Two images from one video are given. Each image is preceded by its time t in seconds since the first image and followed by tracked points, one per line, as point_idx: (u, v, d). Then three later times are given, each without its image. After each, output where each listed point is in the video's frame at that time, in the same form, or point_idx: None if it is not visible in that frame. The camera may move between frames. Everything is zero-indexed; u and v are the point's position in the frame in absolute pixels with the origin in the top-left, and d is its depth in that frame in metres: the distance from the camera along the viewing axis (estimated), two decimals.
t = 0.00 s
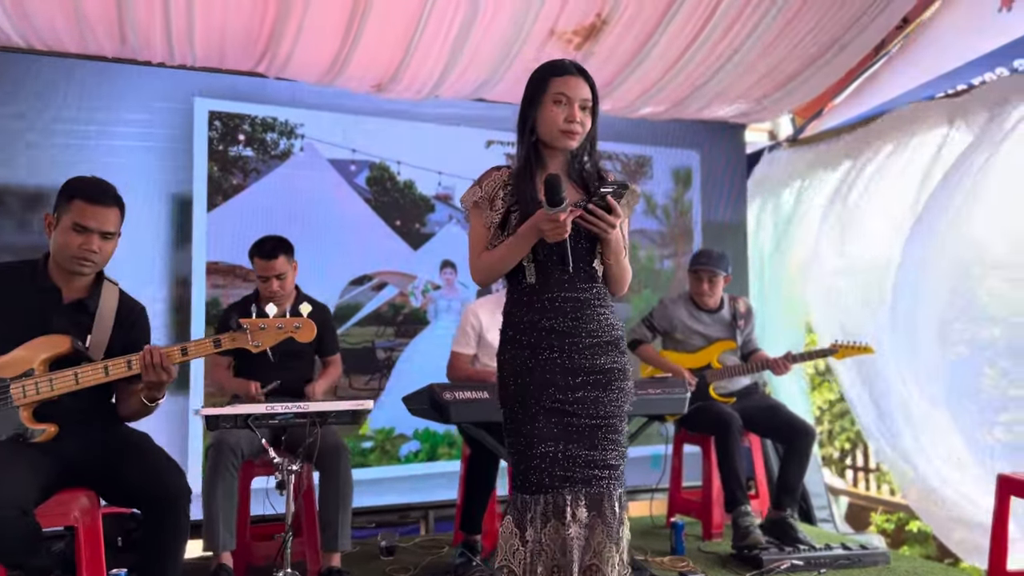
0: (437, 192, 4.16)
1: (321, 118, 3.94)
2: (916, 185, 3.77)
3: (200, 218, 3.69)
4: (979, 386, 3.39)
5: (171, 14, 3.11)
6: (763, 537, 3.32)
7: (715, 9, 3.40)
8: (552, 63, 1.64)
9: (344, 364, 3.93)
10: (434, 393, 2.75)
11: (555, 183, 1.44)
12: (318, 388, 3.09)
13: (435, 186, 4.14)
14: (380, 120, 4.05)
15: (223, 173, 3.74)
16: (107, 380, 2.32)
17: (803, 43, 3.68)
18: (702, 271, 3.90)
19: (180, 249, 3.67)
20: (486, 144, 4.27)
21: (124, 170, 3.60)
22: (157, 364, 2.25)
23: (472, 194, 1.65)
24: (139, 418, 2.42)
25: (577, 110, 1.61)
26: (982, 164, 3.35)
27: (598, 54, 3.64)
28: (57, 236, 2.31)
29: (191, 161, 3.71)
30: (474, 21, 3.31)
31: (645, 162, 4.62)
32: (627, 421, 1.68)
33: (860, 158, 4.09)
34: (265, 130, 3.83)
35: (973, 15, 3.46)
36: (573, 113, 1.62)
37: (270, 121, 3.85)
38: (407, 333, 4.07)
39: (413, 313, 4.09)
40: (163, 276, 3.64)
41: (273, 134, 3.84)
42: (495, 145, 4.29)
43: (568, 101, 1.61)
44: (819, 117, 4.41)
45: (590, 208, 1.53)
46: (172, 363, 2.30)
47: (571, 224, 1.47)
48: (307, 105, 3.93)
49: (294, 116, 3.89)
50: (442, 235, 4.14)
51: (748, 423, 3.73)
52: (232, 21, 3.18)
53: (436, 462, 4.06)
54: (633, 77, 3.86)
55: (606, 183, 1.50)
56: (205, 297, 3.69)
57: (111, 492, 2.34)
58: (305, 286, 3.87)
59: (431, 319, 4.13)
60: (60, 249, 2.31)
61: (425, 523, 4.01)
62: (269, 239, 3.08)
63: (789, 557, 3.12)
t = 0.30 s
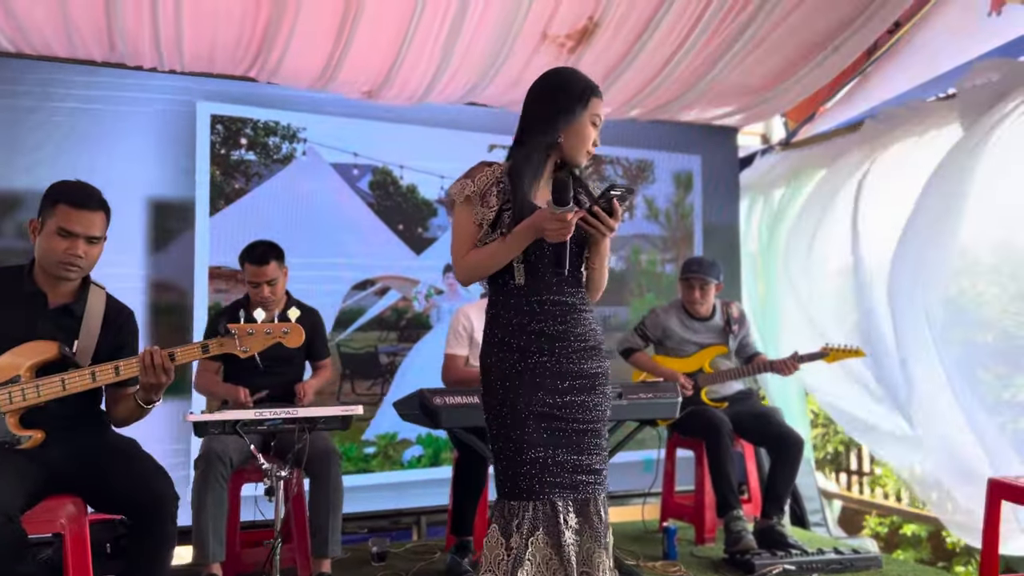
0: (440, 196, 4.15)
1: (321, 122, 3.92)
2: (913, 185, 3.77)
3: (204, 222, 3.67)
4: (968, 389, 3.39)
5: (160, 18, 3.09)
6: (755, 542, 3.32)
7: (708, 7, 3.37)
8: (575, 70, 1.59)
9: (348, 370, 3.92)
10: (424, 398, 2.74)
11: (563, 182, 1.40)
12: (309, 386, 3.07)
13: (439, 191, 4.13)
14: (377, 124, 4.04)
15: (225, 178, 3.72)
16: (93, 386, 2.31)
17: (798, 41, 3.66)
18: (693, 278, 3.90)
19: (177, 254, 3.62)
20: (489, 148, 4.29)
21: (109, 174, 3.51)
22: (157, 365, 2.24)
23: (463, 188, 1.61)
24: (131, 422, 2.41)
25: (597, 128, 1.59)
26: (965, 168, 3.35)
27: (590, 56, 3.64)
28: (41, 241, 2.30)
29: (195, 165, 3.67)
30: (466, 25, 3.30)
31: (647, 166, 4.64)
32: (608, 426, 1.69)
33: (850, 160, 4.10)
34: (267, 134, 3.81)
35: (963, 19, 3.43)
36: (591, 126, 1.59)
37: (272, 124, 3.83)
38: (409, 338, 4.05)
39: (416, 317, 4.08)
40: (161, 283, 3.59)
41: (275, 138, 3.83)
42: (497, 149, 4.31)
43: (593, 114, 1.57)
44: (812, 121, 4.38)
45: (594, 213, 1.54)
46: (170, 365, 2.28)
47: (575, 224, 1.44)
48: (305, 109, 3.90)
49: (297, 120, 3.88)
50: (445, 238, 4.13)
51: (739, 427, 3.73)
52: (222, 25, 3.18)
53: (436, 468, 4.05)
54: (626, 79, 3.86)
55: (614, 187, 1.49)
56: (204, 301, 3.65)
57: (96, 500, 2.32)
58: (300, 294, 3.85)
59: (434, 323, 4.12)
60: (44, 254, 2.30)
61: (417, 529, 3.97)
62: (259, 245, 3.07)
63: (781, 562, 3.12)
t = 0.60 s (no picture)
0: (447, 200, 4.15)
1: (325, 125, 3.91)
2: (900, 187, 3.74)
3: (211, 224, 3.66)
4: (965, 391, 3.40)
5: (155, 23, 3.09)
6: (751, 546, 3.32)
7: (707, 9, 3.37)
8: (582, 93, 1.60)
9: (357, 373, 3.93)
10: (419, 401, 2.75)
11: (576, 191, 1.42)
12: (303, 394, 3.05)
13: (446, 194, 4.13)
14: (380, 127, 4.02)
15: (234, 181, 3.71)
16: (86, 392, 2.31)
17: (796, 43, 3.66)
18: (686, 280, 3.89)
19: (179, 259, 3.61)
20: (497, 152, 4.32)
21: (115, 181, 3.53)
22: (128, 377, 2.23)
23: (458, 174, 1.55)
24: (117, 427, 2.41)
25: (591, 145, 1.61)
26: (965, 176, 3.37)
27: (587, 59, 3.64)
28: (34, 246, 2.30)
29: (206, 170, 3.67)
30: (462, 28, 3.30)
31: (652, 170, 4.65)
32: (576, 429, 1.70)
33: (846, 164, 4.08)
34: (276, 138, 3.80)
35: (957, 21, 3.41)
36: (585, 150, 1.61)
37: (281, 129, 3.82)
38: (419, 341, 4.06)
39: (425, 321, 4.08)
40: (163, 287, 3.59)
41: (284, 142, 3.82)
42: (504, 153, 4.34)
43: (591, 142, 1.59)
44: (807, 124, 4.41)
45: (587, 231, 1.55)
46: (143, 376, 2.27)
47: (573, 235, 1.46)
48: (309, 113, 3.88)
49: (306, 123, 3.87)
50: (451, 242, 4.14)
51: (734, 430, 3.72)
52: (217, 29, 3.17)
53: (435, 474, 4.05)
54: (622, 82, 3.86)
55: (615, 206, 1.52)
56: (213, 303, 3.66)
57: (89, 505, 2.31)
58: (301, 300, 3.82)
59: (442, 326, 4.11)
60: (37, 259, 2.29)
61: (414, 532, 3.95)
62: (255, 248, 3.06)
63: (777, 565, 3.12)
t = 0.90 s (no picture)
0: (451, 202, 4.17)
1: (324, 127, 3.90)
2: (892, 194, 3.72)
3: (218, 227, 3.67)
4: (959, 392, 3.40)
5: (150, 22, 3.08)
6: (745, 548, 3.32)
7: (703, 9, 3.38)
8: (560, 92, 1.59)
9: (362, 377, 3.93)
10: (412, 405, 2.75)
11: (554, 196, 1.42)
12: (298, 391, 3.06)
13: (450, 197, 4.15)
14: (380, 128, 4.02)
15: (239, 184, 3.72)
16: (77, 395, 2.30)
17: (791, 45, 3.67)
18: (678, 284, 3.91)
19: (175, 261, 3.60)
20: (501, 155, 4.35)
21: (109, 184, 3.52)
22: (126, 378, 2.22)
23: (437, 179, 1.56)
24: (111, 430, 2.40)
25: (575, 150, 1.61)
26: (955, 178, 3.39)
27: (582, 58, 3.65)
28: (24, 249, 2.30)
29: (210, 174, 3.67)
30: (458, 27, 3.30)
31: (655, 173, 4.67)
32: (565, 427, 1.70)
33: (842, 168, 4.07)
34: (282, 140, 3.82)
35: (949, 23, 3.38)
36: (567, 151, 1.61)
37: (286, 131, 3.83)
38: (424, 344, 4.07)
39: (430, 324, 4.10)
40: (158, 290, 3.57)
41: (289, 144, 3.84)
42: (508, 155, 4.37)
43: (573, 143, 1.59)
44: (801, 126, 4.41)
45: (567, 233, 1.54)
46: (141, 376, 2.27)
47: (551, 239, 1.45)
48: (308, 116, 3.89)
49: (311, 125, 3.88)
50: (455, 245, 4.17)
51: (727, 433, 3.72)
52: (211, 27, 3.17)
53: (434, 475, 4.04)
54: (616, 82, 3.86)
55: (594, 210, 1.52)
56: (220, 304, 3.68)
57: (80, 508, 2.30)
58: (301, 306, 3.83)
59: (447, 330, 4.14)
60: (28, 261, 2.29)
61: (407, 536, 3.93)
62: (248, 250, 3.06)
63: (771, 568, 3.12)
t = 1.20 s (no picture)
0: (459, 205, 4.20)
1: (321, 130, 3.91)
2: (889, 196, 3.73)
3: (226, 232, 3.70)
4: (950, 392, 3.41)
5: (143, 27, 3.09)
6: (738, 550, 3.33)
7: (696, 13, 3.39)
8: (535, 84, 1.58)
9: (370, 379, 3.96)
10: (404, 407, 2.76)
11: (524, 194, 1.40)
12: (288, 403, 3.04)
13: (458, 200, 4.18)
14: (383, 131, 4.04)
15: (247, 186, 3.76)
16: (70, 397, 2.30)
17: (786, 50, 3.68)
18: (673, 287, 3.90)
19: (172, 263, 3.60)
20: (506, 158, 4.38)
21: (105, 187, 3.52)
22: (154, 370, 2.26)
23: (421, 190, 1.59)
24: (120, 429, 2.41)
25: (553, 142, 1.58)
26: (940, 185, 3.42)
27: (574, 65, 3.65)
28: (15, 252, 2.30)
29: (211, 176, 3.69)
30: (449, 34, 3.31)
31: (659, 176, 4.71)
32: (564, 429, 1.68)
33: (835, 172, 4.08)
34: (289, 142, 3.85)
35: (943, 24, 3.39)
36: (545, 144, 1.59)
37: (294, 133, 3.86)
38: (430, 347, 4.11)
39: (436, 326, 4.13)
40: (153, 292, 3.57)
41: (298, 146, 3.86)
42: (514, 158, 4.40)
43: (549, 134, 1.56)
44: (795, 129, 4.41)
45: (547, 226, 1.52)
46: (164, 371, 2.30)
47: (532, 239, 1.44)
48: (306, 119, 3.89)
49: (319, 128, 3.91)
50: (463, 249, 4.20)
51: (721, 434, 3.72)
52: (203, 32, 3.17)
53: (432, 479, 4.06)
54: (607, 90, 3.88)
55: (572, 205, 1.49)
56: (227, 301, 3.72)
57: (72, 511, 2.28)
58: (306, 309, 3.85)
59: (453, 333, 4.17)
60: (19, 264, 2.29)
61: (401, 539, 3.92)
62: (240, 254, 3.06)
63: (765, 569, 3.12)
